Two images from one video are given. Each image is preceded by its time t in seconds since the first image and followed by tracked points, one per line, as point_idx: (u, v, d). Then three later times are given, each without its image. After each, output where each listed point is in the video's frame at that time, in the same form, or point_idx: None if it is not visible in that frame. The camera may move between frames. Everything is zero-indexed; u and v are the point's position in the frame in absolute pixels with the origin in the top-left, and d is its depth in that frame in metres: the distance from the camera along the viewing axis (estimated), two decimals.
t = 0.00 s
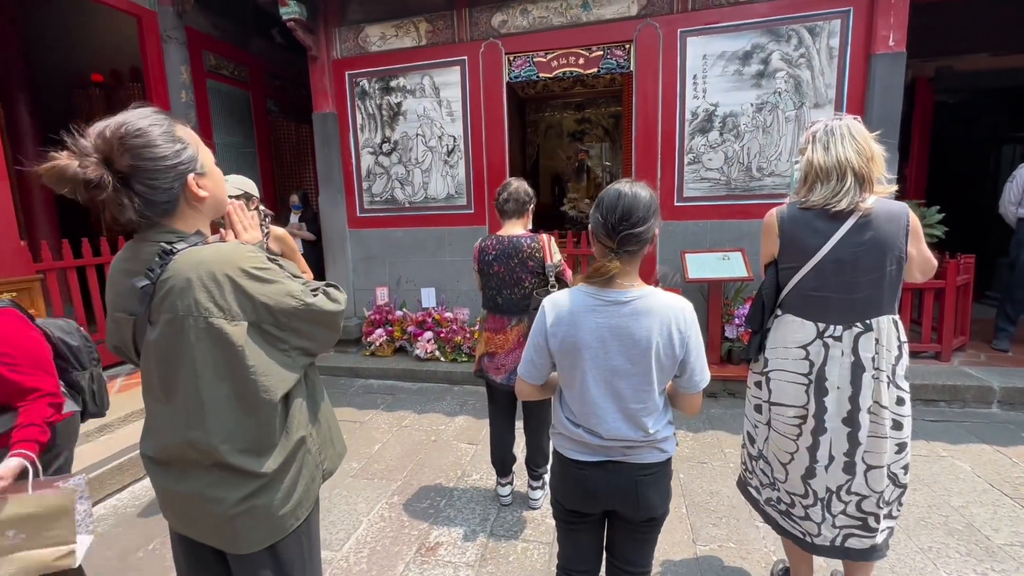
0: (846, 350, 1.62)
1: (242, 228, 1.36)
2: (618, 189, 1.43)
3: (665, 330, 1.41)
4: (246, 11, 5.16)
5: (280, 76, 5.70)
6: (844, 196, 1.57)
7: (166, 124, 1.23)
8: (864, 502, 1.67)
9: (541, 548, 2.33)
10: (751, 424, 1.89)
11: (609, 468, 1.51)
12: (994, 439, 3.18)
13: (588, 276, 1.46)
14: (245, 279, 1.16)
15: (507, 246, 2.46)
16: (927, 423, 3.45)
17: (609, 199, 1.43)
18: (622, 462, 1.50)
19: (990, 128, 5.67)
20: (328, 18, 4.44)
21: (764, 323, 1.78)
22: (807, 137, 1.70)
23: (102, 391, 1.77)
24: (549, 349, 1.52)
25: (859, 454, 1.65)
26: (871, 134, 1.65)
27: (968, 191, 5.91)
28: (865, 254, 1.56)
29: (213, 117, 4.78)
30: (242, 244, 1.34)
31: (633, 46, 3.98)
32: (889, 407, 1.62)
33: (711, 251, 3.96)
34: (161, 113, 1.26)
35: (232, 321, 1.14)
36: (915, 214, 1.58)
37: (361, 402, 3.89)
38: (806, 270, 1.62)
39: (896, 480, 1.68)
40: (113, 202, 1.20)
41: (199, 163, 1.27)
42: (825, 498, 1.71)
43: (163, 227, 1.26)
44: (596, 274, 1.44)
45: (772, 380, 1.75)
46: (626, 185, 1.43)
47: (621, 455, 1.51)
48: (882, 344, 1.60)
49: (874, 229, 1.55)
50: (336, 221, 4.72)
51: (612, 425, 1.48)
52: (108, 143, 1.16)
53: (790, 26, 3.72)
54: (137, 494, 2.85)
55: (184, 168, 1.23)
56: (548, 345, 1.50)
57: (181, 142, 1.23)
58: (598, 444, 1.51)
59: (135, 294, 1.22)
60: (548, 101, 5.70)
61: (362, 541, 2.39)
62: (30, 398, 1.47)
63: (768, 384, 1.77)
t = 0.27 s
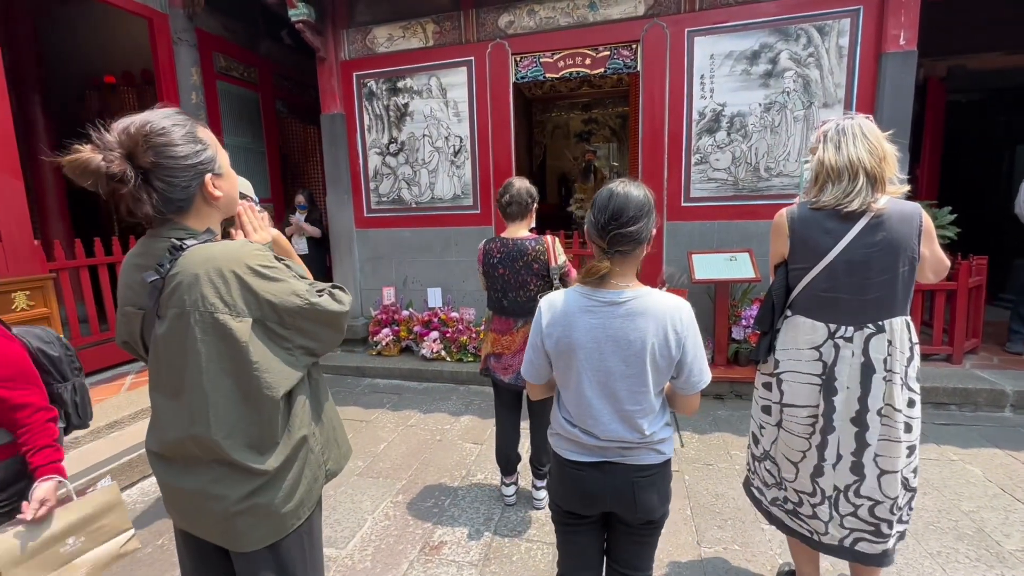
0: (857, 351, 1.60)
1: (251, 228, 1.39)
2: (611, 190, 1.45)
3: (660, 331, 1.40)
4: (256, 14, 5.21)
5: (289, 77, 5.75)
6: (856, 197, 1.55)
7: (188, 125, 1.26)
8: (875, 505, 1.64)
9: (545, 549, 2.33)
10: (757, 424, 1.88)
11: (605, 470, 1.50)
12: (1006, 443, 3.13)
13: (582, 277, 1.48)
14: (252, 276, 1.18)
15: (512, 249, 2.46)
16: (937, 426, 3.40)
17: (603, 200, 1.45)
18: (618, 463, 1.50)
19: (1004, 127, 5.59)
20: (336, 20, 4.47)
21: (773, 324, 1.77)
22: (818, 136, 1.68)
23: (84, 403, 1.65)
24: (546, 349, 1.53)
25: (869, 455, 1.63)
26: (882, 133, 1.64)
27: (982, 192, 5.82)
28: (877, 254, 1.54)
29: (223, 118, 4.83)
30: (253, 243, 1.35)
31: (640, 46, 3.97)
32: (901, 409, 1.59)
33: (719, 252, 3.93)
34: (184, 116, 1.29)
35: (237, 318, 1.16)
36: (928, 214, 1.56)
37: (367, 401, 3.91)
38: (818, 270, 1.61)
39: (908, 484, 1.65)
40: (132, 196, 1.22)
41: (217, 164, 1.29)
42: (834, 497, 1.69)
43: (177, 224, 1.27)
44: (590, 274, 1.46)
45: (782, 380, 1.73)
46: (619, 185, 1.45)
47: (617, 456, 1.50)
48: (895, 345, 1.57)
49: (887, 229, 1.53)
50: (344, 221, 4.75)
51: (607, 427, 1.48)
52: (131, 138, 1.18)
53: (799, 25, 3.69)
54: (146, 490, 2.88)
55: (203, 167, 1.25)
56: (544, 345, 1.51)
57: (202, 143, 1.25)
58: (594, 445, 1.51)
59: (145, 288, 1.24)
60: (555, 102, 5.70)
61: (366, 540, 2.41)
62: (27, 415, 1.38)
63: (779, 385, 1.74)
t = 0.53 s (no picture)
0: (869, 352, 1.59)
1: (266, 230, 1.44)
2: (608, 192, 1.46)
3: (658, 331, 1.41)
4: (266, 16, 5.26)
5: (298, 78, 5.80)
6: (870, 197, 1.55)
7: (210, 126, 1.30)
8: (881, 502, 1.63)
9: (550, 548, 2.34)
10: (765, 425, 1.87)
11: (603, 469, 1.51)
12: (1018, 447, 3.09)
13: (581, 279, 1.50)
14: (266, 276, 1.21)
15: (518, 251, 2.47)
16: (948, 429, 3.37)
17: (600, 202, 1.46)
18: (617, 462, 1.50)
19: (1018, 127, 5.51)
20: (345, 21, 4.50)
21: (785, 325, 1.77)
22: (831, 137, 1.68)
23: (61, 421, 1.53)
24: (545, 348, 1.55)
25: (879, 454, 1.62)
26: (896, 135, 1.63)
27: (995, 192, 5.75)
28: (891, 255, 1.54)
29: (234, 119, 4.88)
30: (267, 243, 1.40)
31: (648, 46, 3.96)
32: (912, 410, 1.57)
33: (726, 253, 3.92)
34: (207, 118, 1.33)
35: (251, 315, 1.18)
36: (943, 215, 1.55)
37: (375, 400, 3.94)
38: (831, 271, 1.60)
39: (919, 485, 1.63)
40: (150, 187, 1.24)
41: (235, 164, 1.32)
42: (841, 495, 1.68)
43: (192, 222, 1.29)
44: (588, 276, 1.48)
45: (793, 381, 1.73)
46: (614, 187, 1.47)
47: (616, 455, 1.51)
48: (908, 346, 1.56)
49: (902, 230, 1.53)
50: (352, 221, 4.78)
51: (605, 426, 1.49)
52: (155, 135, 1.22)
53: (808, 25, 3.67)
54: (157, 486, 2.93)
55: (220, 166, 1.29)
56: (543, 344, 1.53)
57: (221, 144, 1.30)
58: (592, 444, 1.51)
59: (163, 284, 1.26)
60: (563, 102, 5.70)
61: (373, 537, 2.43)
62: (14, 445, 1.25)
63: (791, 386, 1.74)
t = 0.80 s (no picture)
0: (883, 353, 1.59)
1: (279, 231, 1.46)
2: (610, 194, 1.48)
3: (662, 332, 1.42)
4: (275, 17, 5.30)
5: (306, 79, 5.83)
6: (884, 198, 1.54)
7: (234, 128, 1.33)
8: (892, 500, 1.63)
9: (557, 547, 2.35)
10: (776, 427, 1.88)
11: (608, 467, 1.52)
12: None
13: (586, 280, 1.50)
14: (284, 273, 1.23)
15: (525, 252, 2.49)
16: (957, 432, 3.35)
17: (604, 204, 1.47)
18: (622, 461, 1.51)
19: None
20: (353, 23, 4.53)
21: (797, 326, 1.77)
22: (845, 138, 1.68)
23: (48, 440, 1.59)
24: (551, 349, 1.56)
25: (891, 453, 1.62)
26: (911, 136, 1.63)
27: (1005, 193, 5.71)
28: (906, 256, 1.53)
29: (242, 119, 4.92)
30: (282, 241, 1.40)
31: (655, 46, 3.96)
32: (925, 411, 1.56)
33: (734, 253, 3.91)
34: (232, 121, 1.37)
35: (268, 312, 1.20)
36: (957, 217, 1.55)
37: (381, 399, 3.96)
38: (845, 272, 1.60)
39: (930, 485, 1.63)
40: (176, 184, 1.28)
41: (257, 165, 1.35)
42: (852, 494, 1.69)
43: (213, 220, 1.33)
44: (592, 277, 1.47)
45: (806, 382, 1.73)
46: (616, 189, 1.48)
47: (621, 455, 1.52)
48: (922, 347, 1.56)
49: (917, 231, 1.52)
50: (360, 221, 4.81)
51: (609, 427, 1.50)
52: (181, 134, 1.26)
53: (817, 25, 3.66)
54: (168, 482, 2.96)
55: (242, 166, 1.31)
56: (549, 346, 1.54)
57: (244, 145, 1.32)
58: (598, 444, 1.52)
59: (183, 281, 1.28)
60: (569, 102, 5.71)
61: (381, 534, 2.44)
62: None
63: (802, 386, 1.74)
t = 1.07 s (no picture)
0: (895, 353, 1.59)
1: (289, 231, 1.45)
2: (612, 195, 1.48)
3: (666, 332, 1.42)
4: (279, 17, 5.31)
5: (310, 79, 5.84)
6: (898, 197, 1.54)
7: (248, 129, 1.35)
8: (902, 500, 1.64)
9: (561, 546, 2.35)
10: (784, 427, 1.87)
11: (614, 467, 1.52)
12: None
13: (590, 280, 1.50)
14: (296, 270, 1.24)
15: (529, 252, 2.49)
16: (961, 433, 3.34)
17: (607, 204, 1.48)
18: (627, 460, 1.51)
19: None
20: (358, 22, 4.54)
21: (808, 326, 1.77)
22: (857, 138, 1.68)
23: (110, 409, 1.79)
24: (555, 350, 1.56)
25: (902, 453, 1.63)
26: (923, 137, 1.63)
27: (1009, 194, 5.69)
28: (919, 257, 1.53)
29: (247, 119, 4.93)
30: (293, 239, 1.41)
31: (659, 47, 3.96)
32: (936, 412, 1.57)
33: (737, 253, 3.91)
34: (247, 123, 1.39)
35: (281, 308, 1.21)
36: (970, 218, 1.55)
37: (385, 398, 3.97)
38: (858, 272, 1.60)
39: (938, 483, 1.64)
40: (191, 182, 1.30)
41: (270, 166, 1.37)
42: (862, 494, 1.69)
43: (226, 219, 1.34)
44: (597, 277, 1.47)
45: (816, 382, 1.73)
46: (617, 190, 1.49)
47: (626, 454, 1.52)
48: (934, 347, 1.56)
49: (930, 232, 1.52)
50: (363, 221, 4.81)
51: (614, 426, 1.50)
52: (198, 133, 1.28)
53: (821, 26, 3.66)
54: (173, 480, 2.97)
55: (256, 166, 1.33)
56: (554, 346, 1.54)
57: (258, 146, 1.34)
58: (604, 443, 1.52)
59: (197, 279, 1.29)
60: (572, 102, 5.71)
61: (385, 533, 2.45)
62: None
63: (813, 387, 1.73)
